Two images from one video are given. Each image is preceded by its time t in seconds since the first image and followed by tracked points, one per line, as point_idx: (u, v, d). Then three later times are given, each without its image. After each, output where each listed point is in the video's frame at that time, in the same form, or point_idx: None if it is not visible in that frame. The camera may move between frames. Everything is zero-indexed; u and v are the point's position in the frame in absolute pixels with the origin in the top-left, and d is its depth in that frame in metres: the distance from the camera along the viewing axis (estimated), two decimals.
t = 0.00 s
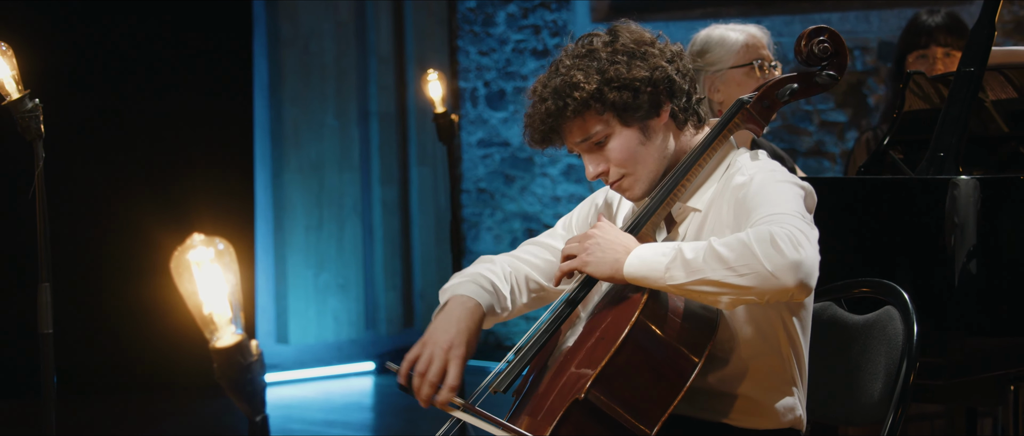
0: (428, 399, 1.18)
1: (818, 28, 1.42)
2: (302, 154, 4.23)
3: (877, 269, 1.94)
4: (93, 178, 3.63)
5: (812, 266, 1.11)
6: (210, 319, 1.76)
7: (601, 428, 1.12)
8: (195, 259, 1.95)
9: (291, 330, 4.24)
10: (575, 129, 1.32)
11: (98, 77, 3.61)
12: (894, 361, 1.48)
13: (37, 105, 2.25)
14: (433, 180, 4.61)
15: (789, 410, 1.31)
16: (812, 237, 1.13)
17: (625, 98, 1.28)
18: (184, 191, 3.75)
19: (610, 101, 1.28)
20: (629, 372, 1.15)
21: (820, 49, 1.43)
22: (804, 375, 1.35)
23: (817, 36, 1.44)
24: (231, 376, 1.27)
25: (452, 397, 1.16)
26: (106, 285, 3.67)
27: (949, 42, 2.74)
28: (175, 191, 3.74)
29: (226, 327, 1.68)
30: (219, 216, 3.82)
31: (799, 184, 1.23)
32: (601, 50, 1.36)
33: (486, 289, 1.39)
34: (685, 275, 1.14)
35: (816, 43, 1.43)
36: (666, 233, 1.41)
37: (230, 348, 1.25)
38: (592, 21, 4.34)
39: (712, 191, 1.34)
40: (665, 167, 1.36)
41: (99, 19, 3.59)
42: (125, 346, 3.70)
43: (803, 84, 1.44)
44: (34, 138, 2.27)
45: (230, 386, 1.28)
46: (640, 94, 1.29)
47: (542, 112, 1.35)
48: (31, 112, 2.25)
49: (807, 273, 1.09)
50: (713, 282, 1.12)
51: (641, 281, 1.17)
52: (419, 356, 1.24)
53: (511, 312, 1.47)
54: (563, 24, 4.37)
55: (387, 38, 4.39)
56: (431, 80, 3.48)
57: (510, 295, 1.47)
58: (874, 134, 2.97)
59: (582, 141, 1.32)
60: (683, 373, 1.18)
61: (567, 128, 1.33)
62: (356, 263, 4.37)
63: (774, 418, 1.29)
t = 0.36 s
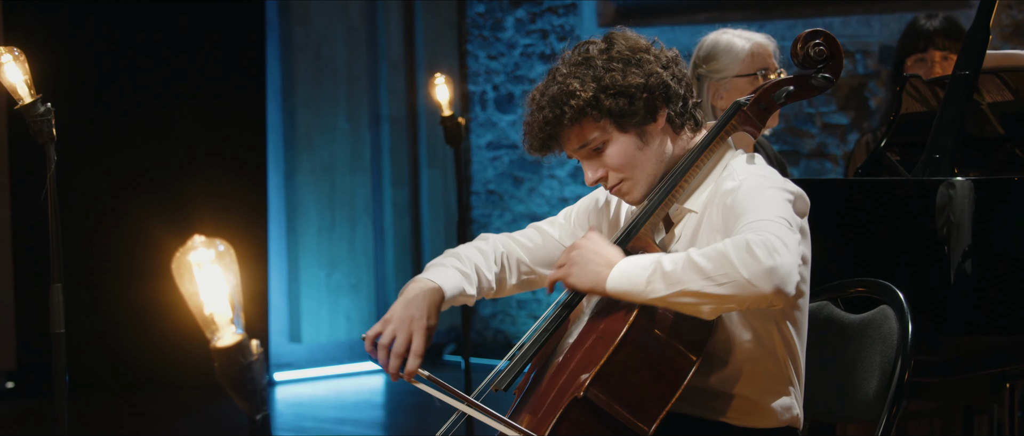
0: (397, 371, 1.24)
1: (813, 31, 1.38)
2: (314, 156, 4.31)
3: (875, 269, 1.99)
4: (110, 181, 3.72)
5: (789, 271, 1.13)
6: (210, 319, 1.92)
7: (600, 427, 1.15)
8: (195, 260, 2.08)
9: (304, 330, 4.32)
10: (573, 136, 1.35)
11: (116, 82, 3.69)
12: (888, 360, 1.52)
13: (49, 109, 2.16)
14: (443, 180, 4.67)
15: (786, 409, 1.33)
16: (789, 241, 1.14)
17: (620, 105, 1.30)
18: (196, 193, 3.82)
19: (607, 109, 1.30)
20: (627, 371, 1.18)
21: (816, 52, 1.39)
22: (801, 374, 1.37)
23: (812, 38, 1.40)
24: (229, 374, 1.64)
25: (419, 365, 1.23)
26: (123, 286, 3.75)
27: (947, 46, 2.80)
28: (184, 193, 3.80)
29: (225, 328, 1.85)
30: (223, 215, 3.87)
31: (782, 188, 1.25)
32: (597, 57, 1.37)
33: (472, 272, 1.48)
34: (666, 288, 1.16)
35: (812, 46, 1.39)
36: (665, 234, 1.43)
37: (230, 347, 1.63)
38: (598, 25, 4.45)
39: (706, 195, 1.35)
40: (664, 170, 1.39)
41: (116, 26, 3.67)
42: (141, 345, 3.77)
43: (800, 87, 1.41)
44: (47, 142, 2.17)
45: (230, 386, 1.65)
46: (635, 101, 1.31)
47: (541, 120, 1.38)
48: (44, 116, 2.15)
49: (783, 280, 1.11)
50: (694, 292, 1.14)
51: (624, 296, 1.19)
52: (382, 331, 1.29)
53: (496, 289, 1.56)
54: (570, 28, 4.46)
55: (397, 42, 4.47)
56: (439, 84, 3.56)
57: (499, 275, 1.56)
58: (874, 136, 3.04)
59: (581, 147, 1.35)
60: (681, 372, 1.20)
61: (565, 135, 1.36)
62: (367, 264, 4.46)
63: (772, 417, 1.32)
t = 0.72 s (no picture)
0: (365, 347, 1.28)
1: (809, 35, 1.45)
2: (326, 158, 4.39)
3: (870, 269, 2.03)
4: (126, 183, 3.81)
5: (766, 262, 1.14)
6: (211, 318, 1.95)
7: (597, 423, 1.19)
8: (196, 260, 2.14)
9: (317, 328, 4.41)
10: (571, 141, 1.38)
11: (132, 87, 3.79)
12: (883, 359, 1.57)
13: (60, 112, 2.10)
14: (452, 182, 4.77)
15: (778, 407, 1.33)
16: (759, 233, 1.16)
17: (618, 111, 1.33)
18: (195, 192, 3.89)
19: (604, 116, 1.34)
20: (624, 368, 1.22)
21: (811, 56, 1.46)
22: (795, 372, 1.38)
23: (808, 43, 1.47)
24: (229, 373, 1.68)
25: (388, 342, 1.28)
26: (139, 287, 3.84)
27: (945, 49, 2.86)
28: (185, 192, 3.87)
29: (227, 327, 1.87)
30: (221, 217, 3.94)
31: (757, 182, 1.28)
32: (594, 66, 1.41)
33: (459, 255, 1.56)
34: (647, 311, 1.17)
35: (807, 49, 1.46)
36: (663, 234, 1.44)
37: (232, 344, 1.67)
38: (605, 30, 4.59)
39: (693, 198, 1.38)
40: (660, 173, 1.43)
41: (132, 31, 3.76)
42: (154, 344, 3.85)
43: (795, 90, 1.47)
44: (57, 144, 2.11)
45: (232, 384, 1.69)
46: (632, 108, 1.34)
47: (539, 127, 1.41)
48: (54, 119, 2.09)
49: (758, 274, 1.12)
50: (675, 307, 1.16)
51: (608, 329, 1.20)
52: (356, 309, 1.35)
53: (491, 273, 1.64)
54: (577, 32, 4.58)
55: (407, 46, 4.55)
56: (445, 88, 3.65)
57: (495, 261, 1.63)
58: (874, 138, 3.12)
59: (579, 153, 1.39)
60: (679, 370, 1.24)
61: (563, 141, 1.39)
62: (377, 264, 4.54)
63: (765, 415, 1.32)
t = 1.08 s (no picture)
0: (312, 319, 1.39)
1: (802, 38, 1.45)
2: (338, 161, 4.48)
3: (868, 270, 2.08)
4: (145, 186, 3.90)
5: (772, 246, 1.18)
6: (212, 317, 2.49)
7: (596, 420, 1.25)
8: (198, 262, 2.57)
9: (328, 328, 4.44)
10: (566, 144, 1.45)
11: (150, 92, 3.89)
12: (880, 358, 1.58)
13: (72, 115, 2.12)
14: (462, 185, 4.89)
15: (772, 401, 1.36)
16: (766, 219, 1.21)
17: (610, 116, 1.40)
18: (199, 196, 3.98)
19: (597, 121, 1.40)
20: (622, 365, 1.28)
21: (805, 58, 1.46)
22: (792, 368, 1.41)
23: (802, 45, 1.47)
24: (232, 370, 2.40)
25: (331, 315, 1.38)
26: (157, 287, 3.92)
27: (945, 53, 2.92)
28: (190, 196, 3.96)
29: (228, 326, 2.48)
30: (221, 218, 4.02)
31: (761, 176, 1.36)
32: (588, 70, 1.47)
33: (437, 242, 1.62)
34: (656, 286, 1.22)
35: (801, 53, 1.46)
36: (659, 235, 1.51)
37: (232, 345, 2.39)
38: (612, 33, 4.79)
39: (688, 196, 1.44)
40: (653, 176, 1.49)
41: (151, 38, 3.87)
42: (174, 343, 3.94)
43: (789, 92, 1.48)
44: (70, 148, 2.13)
45: (233, 379, 2.42)
46: (624, 112, 1.41)
47: (535, 131, 1.48)
48: (67, 122, 2.11)
49: (763, 256, 1.17)
50: (683, 284, 1.20)
51: (619, 303, 1.25)
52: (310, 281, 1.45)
53: (484, 259, 1.69)
54: (586, 37, 4.67)
55: (418, 51, 4.66)
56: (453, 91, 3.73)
57: (492, 250, 1.68)
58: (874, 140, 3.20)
59: (574, 156, 1.46)
60: (673, 367, 1.29)
61: (558, 144, 1.46)
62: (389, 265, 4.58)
63: (759, 409, 1.35)
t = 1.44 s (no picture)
0: (291, 283, 1.50)
1: (792, 41, 1.58)
2: (350, 162, 4.54)
3: (869, 271, 2.12)
4: (164, 189, 4.00)
5: (758, 240, 1.23)
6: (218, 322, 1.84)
7: (593, 416, 1.29)
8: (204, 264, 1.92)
9: (342, 328, 4.52)
10: (558, 140, 1.52)
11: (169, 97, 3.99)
12: (879, 358, 1.60)
13: (86, 118, 2.18)
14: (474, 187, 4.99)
15: (766, 394, 1.41)
16: (751, 214, 1.25)
17: (600, 111, 1.47)
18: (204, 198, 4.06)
19: (588, 115, 1.48)
20: (615, 361, 1.32)
21: (794, 60, 1.58)
22: (786, 360, 1.46)
23: (792, 48, 1.60)
24: (237, 372, 1.68)
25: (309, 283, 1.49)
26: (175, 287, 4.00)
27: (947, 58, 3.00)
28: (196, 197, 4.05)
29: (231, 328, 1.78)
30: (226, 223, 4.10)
31: (748, 172, 1.38)
32: (580, 68, 1.55)
33: (430, 225, 1.70)
34: (646, 281, 1.26)
35: (790, 54, 1.58)
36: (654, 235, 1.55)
37: (237, 346, 1.67)
38: (620, 38, 4.95)
39: (680, 195, 1.48)
40: (642, 173, 1.55)
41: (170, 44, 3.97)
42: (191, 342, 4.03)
43: (779, 94, 1.59)
44: (83, 150, 2.20)
45: (236, 381, 1.69)
46: (613, 108, 1.48)
47: (529, 128, 1.56)
48: (81, 125, 2.17)
49: (750, 250, 1.21)
50: (673, 279, 1.25)
51: (611, 298, 1.30)
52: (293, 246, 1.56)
53: (482, 247, 1.76)
54: (594, 41, 4.88)
55: (430, 55, 4.77)
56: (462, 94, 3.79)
57: (491, 241, 1.75)
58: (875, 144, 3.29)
59: (566, 151, 1.52)
60: (667, 362, 1.33)
61: (551, 139, 1.53)
62: (401, 266, 4.66)
63: (752, 402, 1.40)
